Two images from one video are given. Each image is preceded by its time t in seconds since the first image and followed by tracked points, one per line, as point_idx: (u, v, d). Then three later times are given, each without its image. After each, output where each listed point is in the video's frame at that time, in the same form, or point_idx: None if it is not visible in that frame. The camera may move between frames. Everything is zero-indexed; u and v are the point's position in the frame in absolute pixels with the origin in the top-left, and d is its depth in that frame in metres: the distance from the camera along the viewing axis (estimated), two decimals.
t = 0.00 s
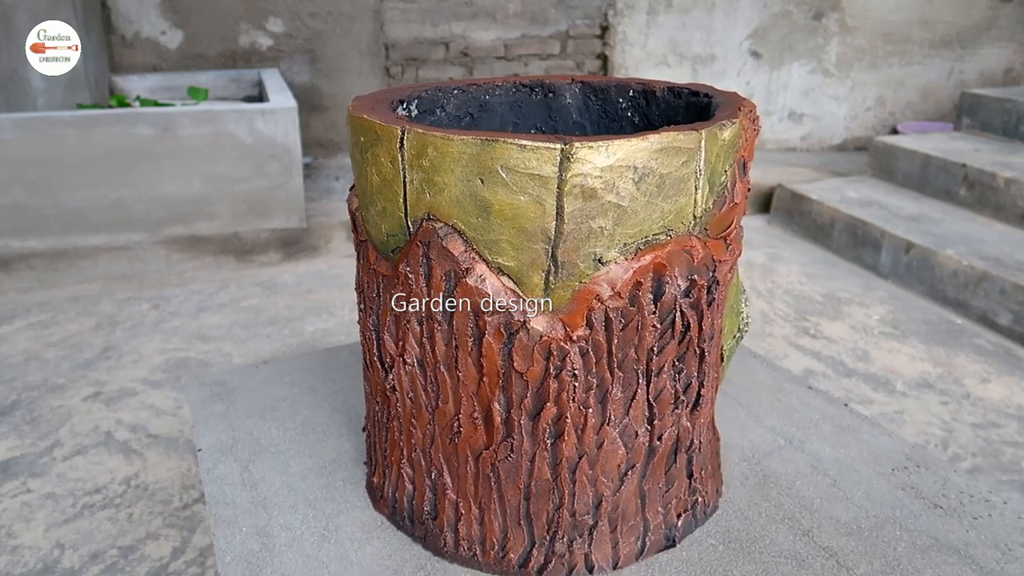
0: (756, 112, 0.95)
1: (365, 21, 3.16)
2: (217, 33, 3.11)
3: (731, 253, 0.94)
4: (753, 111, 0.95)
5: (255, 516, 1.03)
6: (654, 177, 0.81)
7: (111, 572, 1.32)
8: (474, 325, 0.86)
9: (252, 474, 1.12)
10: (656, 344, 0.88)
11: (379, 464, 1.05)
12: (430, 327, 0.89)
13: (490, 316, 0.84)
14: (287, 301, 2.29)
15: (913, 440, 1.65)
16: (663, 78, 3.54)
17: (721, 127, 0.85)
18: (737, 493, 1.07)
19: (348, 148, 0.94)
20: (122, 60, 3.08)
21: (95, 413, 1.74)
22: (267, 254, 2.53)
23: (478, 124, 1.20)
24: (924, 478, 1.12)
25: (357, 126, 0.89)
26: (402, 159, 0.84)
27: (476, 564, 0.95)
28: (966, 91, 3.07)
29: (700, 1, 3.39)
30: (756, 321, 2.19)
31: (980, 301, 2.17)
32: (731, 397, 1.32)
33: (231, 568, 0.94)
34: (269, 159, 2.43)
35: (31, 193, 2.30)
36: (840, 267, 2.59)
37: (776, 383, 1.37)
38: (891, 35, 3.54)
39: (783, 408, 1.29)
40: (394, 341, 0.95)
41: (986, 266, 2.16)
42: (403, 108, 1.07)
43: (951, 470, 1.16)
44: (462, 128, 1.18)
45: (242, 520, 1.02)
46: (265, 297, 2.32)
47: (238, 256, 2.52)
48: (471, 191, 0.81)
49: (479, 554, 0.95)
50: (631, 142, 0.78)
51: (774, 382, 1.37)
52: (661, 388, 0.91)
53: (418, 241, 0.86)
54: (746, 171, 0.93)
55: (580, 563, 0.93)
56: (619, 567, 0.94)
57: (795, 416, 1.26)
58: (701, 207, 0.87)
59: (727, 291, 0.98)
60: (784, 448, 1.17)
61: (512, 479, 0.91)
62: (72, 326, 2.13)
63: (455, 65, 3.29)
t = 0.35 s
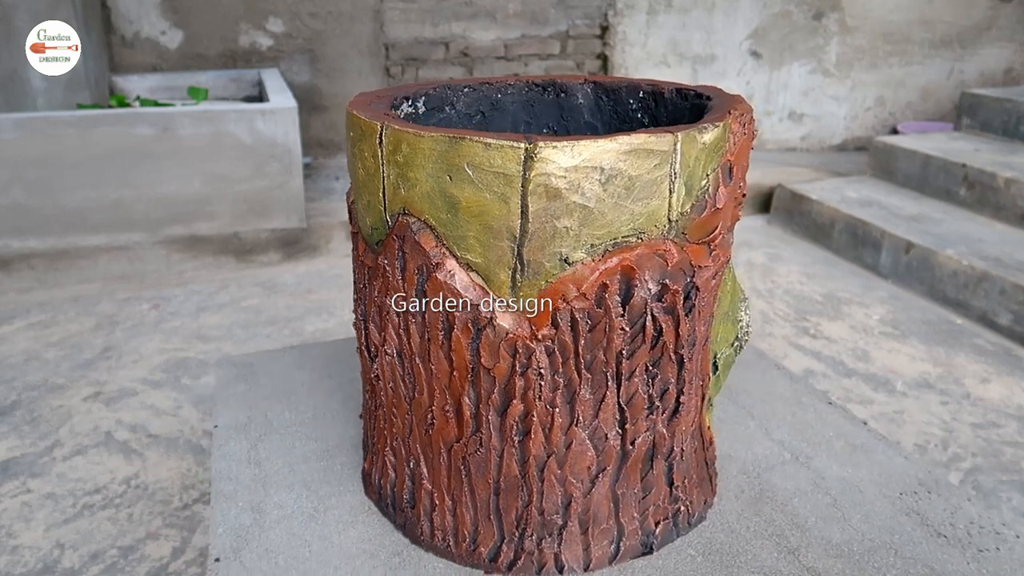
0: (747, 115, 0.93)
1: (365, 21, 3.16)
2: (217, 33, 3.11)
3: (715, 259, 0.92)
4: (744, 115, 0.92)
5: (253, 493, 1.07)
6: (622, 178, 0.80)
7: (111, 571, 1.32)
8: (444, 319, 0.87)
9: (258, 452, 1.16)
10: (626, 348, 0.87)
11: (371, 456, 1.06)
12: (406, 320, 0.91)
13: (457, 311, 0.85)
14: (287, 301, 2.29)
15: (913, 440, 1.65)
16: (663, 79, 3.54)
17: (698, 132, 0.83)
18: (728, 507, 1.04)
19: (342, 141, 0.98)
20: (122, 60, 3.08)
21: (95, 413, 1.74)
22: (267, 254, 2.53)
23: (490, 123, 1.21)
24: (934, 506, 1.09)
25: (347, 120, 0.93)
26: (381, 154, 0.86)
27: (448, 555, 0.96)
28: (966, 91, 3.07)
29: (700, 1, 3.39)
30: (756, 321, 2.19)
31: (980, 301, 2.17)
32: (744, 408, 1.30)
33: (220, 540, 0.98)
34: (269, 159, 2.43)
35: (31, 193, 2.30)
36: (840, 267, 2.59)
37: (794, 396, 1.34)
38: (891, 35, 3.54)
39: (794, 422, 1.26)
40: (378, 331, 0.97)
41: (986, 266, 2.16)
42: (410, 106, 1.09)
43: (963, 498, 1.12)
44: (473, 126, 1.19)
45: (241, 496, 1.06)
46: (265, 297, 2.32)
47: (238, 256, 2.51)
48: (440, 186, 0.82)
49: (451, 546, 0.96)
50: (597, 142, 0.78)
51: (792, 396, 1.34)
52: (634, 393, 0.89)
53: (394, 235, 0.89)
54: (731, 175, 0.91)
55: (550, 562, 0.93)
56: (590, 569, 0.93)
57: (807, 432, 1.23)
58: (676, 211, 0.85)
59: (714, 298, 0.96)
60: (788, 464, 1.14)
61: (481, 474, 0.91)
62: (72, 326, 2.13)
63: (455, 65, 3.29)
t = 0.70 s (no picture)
0: (739, 117, 0.87)
1: (365, 21, 3.16)
2: (217, 33, 3.11)
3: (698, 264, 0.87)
4: (733, 118, 0.86)
5: (255, 471, 1.07)
6: (590, 179, 0.77)
7: (111, 572, 1.32)
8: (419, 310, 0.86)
9: (268, 433, 1.17)
10: (595, 350, 0.83)
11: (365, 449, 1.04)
12: (388, 312, 0.90)
13: (429, 305, 0.84)
14: (287, 301, 2.29)
15: (913, 440, 1.65)
16: (663, 79, 3.54)
17: (673, 136, 0.78)
18: (714, 523, 0.96)
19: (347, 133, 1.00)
20: (122, 60, 3.08)
21: (94, 413, 1.74)
22: (267, 254, 2.53)
23: (501, 123, 1.19)
24: (939, 532, 0.96)
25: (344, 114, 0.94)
26: (364, 149, 0.86)
27: (423, 545, 0.93)
28: (966, 91, 3.07)
29: (700, 1, 3.39)
30: (756, 321, 2.19)
31: (980, 301, 2.17)
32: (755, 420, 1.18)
33: (216, 514, 0.99)
34: (269, 159, 2.43)
35: (31, 193, 2.30)
36: (840, 267, 2.59)
37: (810, 412, 1.21)
38: (891, 35, 3.54)
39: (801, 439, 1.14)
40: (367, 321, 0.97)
41: (986, 266, 2.16)
42: (417, 103, 1.09)
43: (978, 529, 0.97)
44: (485, 125, 1.17)
45: (244, 473, 1.07)
46: (265, 297, 2.32)
47: (238, 256, 2.51)
48: (414, 182, 0.81)
49: (427, 535, 0.94)
50: (564, 142, 0.75)
51: (809, 412, 1.21)
52: (606, 396, 0.85)
53: (376, 228, 0.89)
54: (717, 180, 0.85)
55: (521, 560, 0.89)
56: (563, 569, 0.89)
57: (817, 448, 1.11)
58: (650, 215, 0.81)
59: (699, 301, 0.90)
60: (788, 479, 1.04)
61: (454, 467, 0.89)
62: (72, 326, 2.13)
63: (455, 65, 3.29)
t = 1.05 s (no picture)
0: (731, 120, 0.86)
1: (365, 21, 3.16)
2: (217, 33, 3.11)
3: (687, 266, 0.85)
4: (725, 120, 0.84)
5: (259, 458, 1.09)
6: (569, 179, 0.77)
7: (111, 572, 1.31)
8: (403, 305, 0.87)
9: (276, 422, 1.18)
10: (575, 350, 0.82)
11: (363, 445, 1.04)
12: (376, 305, 0.91)
13: (412, 301, 0.85)
14: (287, 301, 2.29)
15: (913, 440, 1.65)
16: (663, 79, 3.54)
17: (656, 138, 0.78)
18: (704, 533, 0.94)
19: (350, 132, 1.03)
20: (122, 60, 3.08)
21: (94, 413, 1.74)
22: (266, 254, 2.53)
23: (509, 123, 1.18)
24: (938, 550, 0.93)
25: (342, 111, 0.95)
26: (355, 146, 0.88)
27: (409, 537, 0.94)
28: (966, 91, 3.07)
29: (700, 1, 3.40)
30: (756, 321, 2.19)
31: (980, 301, 2.17)
32: (765, 429, 1.17)
33: (216, 497, 1.01)
34: (269, 160, 2.42)
35: (31, 193, 2.30)
36: (840, 267, 2.59)
37: (820, 422, 1.19)
38: (891, 35, 3.54)
39: (808, 449, 1.12)
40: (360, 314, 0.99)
41: (986, 266, 2.16)
42: (422, 102, 1.10)
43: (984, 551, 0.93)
44: (492, 124, 1.18)
45: (247, 459, 1.09)
46: (264, 297, 2.32)
47: (238, 256, 2.51)
48: (398, 179, 0.82)
49: (412, 527, 0.94)
50: (541, 141, 0.75)
51: (818, 421, 1.19)
52: (587, 397, 0.84)
53: (365, 223, 0.90)
54: (705, 182, 0.84)
55: (503, 556, 0.89)
56: (543, 568, 0.89)
57: (822, 458, 1.09)
58: (632, 215, 0.80)
59: (686, 304, 0.88)
60: (786, 488, 1.03)
61: (438, 461, 0.90)
62: (72, 326, 2.13)
63: (455, 65, 3.29)
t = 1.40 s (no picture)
0: (720, 122, 0.84)
1: (365, 21, 3.16)
2: (217, 33, 3.11)
3: (671, 271, 0.85)
4: (713, 123, 0.83)
5: (265, 443, 1.15)
6: (545, 178, 0.77)
7: (111, 572, 1.32)
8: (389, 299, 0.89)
9: (286, 409, 1.24)
10: (552, 350, 0.83)
11: (364, 437, 1.06)
12: (367, 299, 0.94)
13: (396, 295, 0.87)
14: (287, 301, 2.29)
15: (913, 440, 1.65)
16: (663, 79, 3.54)
17: (635, 138, 0.77)
18: (693, 542, 0.94)
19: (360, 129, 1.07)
20: (122, 61, 3.08)
21: (94, 413, 1.74)
22: (267, 254, 2.53)
23: (518, 122, 1.19)
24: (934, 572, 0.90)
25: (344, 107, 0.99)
26: (348, 142, 0.90)
27: (397, 527, 0.96)
28: (966, 91, 3.07)
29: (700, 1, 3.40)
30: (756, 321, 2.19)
31: (980, 301, 2.17)
32: (772, 440, 1.16)
33: (219, 480, 1.06)
34: (269, 159, 2.42)
35: (31, 193, 2.30)
36: (840, 267, 2.59)
37: (829, 434, 1.17)
38: (891, 35, 3.54)
39: (812, 462, 1.10)
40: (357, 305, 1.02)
41: (986, 266, 2.16)
42: (428, 100, 1.11)
43: None
44: (501, 124, 1.18)
45: (254, 444, 1.14)
46: (265, 297, 2.32)
47: (238, 256, 2.52)
48: (383, 175, 0.84)
49: (399, 517, 0.97)
50: (517, 140, 0.75)
51: (828, 434, 1.17)
52: (565, 397, 0.85)
53: (357, 218, 0.93)
54: (689, 186, 0.83)
55: (483, 551, 0.91)
56: (523, 565, 0.90)
57: (825, 471, 1.08)
58: (610, 216, 0.80)
59: (671, 308, 0.88)
60: (783, 500, 1.02)
61: (422, 454, 0.92)
62: (72, 326, 2.13)
63: (455, 65, 3.29)
